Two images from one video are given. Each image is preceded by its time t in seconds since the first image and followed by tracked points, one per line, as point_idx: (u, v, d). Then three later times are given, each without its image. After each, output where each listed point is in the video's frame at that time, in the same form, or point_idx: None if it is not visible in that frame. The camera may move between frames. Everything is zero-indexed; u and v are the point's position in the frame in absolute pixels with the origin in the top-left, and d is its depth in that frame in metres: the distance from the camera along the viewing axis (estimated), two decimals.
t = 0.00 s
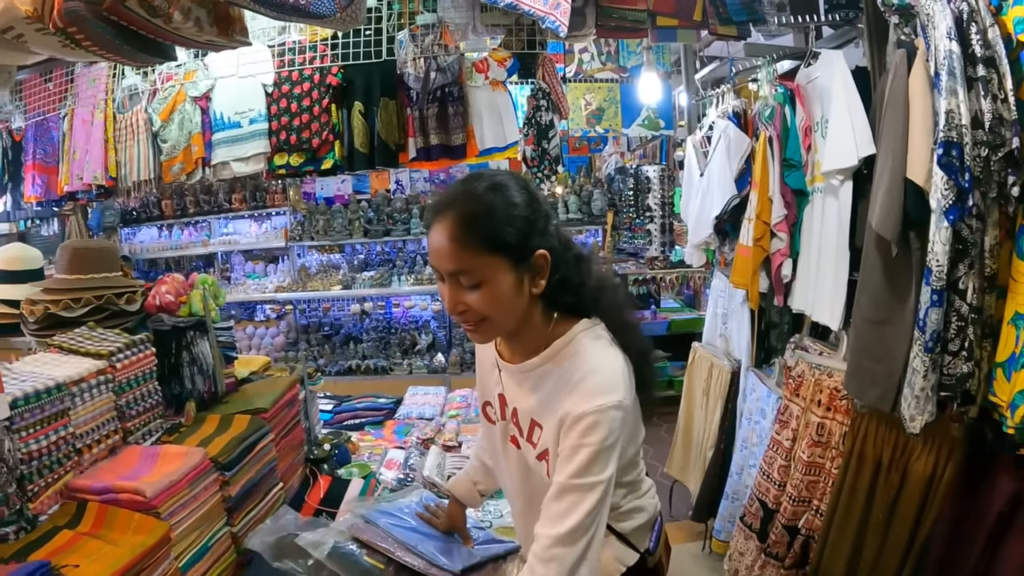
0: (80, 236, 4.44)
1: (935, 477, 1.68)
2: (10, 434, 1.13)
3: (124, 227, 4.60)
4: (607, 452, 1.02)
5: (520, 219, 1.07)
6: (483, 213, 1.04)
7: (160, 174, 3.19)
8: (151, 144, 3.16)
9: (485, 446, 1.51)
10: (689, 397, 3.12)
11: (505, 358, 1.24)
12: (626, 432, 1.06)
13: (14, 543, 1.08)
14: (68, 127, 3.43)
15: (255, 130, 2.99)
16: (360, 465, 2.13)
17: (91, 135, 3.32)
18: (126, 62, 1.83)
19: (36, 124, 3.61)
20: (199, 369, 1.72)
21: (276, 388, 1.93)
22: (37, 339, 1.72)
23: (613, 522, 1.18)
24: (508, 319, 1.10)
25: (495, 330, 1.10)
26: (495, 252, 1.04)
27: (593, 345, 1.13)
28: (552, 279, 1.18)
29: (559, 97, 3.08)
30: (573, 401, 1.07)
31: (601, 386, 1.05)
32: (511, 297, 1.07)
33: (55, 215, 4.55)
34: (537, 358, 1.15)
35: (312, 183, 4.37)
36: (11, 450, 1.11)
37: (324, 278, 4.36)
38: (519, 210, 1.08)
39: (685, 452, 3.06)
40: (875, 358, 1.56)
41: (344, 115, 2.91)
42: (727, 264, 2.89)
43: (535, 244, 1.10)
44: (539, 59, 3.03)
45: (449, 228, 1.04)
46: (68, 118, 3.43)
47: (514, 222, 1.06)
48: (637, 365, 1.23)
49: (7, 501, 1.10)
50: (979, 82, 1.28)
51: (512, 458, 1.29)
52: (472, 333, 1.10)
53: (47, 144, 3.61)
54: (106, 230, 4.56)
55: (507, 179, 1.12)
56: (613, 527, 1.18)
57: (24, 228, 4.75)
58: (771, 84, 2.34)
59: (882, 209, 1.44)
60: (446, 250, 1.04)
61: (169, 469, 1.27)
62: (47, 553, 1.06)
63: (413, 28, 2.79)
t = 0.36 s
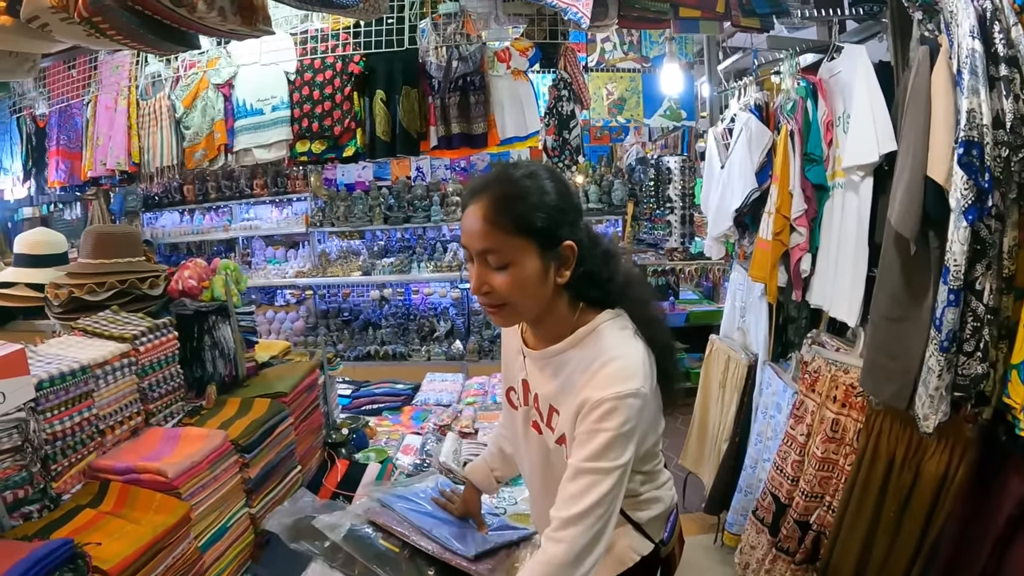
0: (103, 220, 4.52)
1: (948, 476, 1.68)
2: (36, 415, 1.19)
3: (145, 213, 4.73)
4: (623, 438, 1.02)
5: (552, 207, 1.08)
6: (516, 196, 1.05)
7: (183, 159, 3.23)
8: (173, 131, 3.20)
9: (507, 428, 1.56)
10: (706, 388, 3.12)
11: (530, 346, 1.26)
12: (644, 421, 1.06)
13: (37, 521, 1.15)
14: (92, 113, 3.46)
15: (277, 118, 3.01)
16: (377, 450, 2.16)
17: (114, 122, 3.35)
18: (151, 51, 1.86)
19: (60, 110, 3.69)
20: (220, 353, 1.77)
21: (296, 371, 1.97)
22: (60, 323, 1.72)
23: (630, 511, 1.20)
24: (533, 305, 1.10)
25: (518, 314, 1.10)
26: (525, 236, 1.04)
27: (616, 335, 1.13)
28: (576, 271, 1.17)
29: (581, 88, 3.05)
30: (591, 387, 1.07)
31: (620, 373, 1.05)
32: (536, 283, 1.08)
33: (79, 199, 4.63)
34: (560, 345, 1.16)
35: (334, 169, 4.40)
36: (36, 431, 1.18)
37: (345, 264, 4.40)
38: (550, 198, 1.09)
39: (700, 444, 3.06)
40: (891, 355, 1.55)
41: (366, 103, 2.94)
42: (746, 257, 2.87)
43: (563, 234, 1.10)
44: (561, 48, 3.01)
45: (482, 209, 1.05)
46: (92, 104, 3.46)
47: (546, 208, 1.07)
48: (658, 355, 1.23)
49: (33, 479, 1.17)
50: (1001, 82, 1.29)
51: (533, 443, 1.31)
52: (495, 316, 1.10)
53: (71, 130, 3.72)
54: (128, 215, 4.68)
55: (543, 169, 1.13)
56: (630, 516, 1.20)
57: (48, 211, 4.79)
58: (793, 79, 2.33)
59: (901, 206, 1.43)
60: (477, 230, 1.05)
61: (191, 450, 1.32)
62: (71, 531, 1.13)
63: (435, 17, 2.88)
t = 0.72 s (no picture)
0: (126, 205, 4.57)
1: (972, 492, 1.61)
2: (38, 404, 1.19)
3: (169, 199, 4.79)
4: (622, 452, 0.98)
5: (559, 205, 1.03)
6: (522, 193, 1.00)
7: (200, 147, 3.24)
8: (191, 118, 3.22)
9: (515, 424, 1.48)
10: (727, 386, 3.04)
11: (537, 345, 1.22)
12: (647, 435, 1.02)
13: (37, 509, 1.15)
14: (111, 100, 3.52)
15: (294, 104, 3.01)
16: (387, 442, 2.14)
17: (133, 108, 3.39)
18: (162, 37, 1.85)
19: (81, 97, 3.70)
20: (230, 342, 1.76)
21: (306, 361, 1.95)
22: (72, 310, 1.72)
23: (641, 518, 1.13)
24: (538, 307, 1.06)
25: (523, 316, 1.06)
26: (531, 236, 1.00)
27: (622, 342, 1.08)
28: (585, 271, 1.13)
29: (603, 77, 3.00)
30: (593, 396, 1.03)
31: (624, 384, 1.01)
32: (541, 284, 1.03)
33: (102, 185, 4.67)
34: (565, 347, 1.12)
35: (357, 156, 4.40)
36: (38, 419, 1.17)
37: (365, 252, 4.40)
38: (559, 195, 1.04)
39: (718, 443, 2.99)
40: (919, 362, 1.48)
41: (384, 90, 2.90)
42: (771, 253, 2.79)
43: (572, 234, 1.05)
44: (583, 35, 2.96)
45: (486, 207, 1.01)
46: (111, 91, 3.54)
47: (553, 206, 1.02)
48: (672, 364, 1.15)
49: (34, 468, 1.17)
50: None
51: (541, 444, 1.27)
52: (500, 317, 1.06)
53: (91, 117, 3.67)
54: (151, 200, 4.73)
55: (552, 163, 1.07)
56: (641, 523, 1.13)
57: (72, 198, 4.81)
58: (822, 68, 2.29)
59: (935, 204, 1.36)
60: (480, 228, 1.01)
61: (194, 441, 1.31)
62: (69, 521, 1.12)
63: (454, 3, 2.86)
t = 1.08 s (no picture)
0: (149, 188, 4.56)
1: None
2: (21, 394, 1.12)
3: (192, 183, 4.77)
4: (643, 464, 0.85)
5: (581, 185, 0.89)
6: (533, 170, 0.88)
7: (218, 128, 3.19)
8: (209, 99, 3.17)
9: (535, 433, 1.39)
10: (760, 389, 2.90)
11: (561, 348, 1.11)
12: (677, 450, 0.88)
13: (21, 506, 1.08)
14: (128, 81, 3.48)
15: (314, 84, 2.93)
16: (401, 440, 2.01)
17: (151, 89, 3.35)
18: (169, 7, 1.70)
19: (99, 79, 3.68)
20: (237, 332, 1.67)
21: (317, 354, 1.83)
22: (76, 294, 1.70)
23: (670, 544, 1.02)
24: (553, 299, 0.94)
25: (536, 310, 0.94)
26: (542, 219, 0.88)
27: (655, 344, 0.95)
28: (610, 265, 0.97)
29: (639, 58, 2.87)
30: (619, 398, 0.91)
31: (655, 387, 0.88)
32: (554, 275, 0.91)
33: (127, 168, 4.67)
34: (590, 349, 1.00)
35: (383, 143, 4.29)
36: (21, 412, 1.10)
37: (390, 240, 4.32)
38: (582, 173, 0.90)
39: (749, 447, 2.85)
40: (979, 372, 1.37)
41: (407, 70, 2.82)
42: (812, 249, 2.64)
43: (594, 221, 0.91)
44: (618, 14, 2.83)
45: (494, 183, 0.90)
46: (129, 73, 3.48)
47: (572, 186, 0.89)
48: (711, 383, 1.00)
49: (16, 463, 1.10)
50: None
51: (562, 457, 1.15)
52: (509, 310, 0.96)
53: (108, 98, 3.67)
54: (175, 184, 4.66)
55: (578, 138, 0.94)
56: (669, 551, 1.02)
57: (98, 180, 4.84)
58: (873, 53, 2.13)
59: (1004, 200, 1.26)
60: (487, 206, 0.91)
61: (188, 438, 1.23)
62: (50, 521, 1.05)
63: None
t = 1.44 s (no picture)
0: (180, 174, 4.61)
1: None
2: (26, 383, 1.12)
3: (223, 168, 4.82)
4: (651, 489, 0.79)
5: (588, 179, 0.83)
6: (534, 164, 0.83)
7: (246, 113, 3.16)
8: (236, 84, 3.16)
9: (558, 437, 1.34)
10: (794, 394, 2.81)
11: (582, 352, 1.05)
12: (693, 473, 0.82)
13: (25, 497, 1.09)
14: (156, 66, 3.50)
15: (342, 69, 2.93)
16: (422, 436, 1.97)
17: (178, 74, 3.37)
18: None
19: (126, 64, 3.73)
20: (255, 321, 1.64)
21: (337, 346, 1.80)
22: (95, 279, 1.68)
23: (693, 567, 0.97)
24: (562, 303, 0.88)
25: (546, 314, 0.89)
26: (546, 217, 0.82)
27: (672, 354, 0.88)
28: (626, 263, 0.90)
29: (677, 45, 2.77)
30: (629, 414, 0.85)
31: (666, 404, 0.81)
32: (562, 278, 0.85)
33: (160, 154, 4.74)
34: (606, 356, 0.95)
35: (415, 132, 4.24)
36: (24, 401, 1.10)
37: (419, 229, 4.30)
38: (589, 165, 0.83)
39: (780, 453, 2.75)
40: None
41: (437, 55, 2.76)
42: (854, 249, 2.52)
43: (604, 216, 0.84)
44: None
45: (495, 180, 0.85)
46: (156, 57, 3.51)
47: (577, 181, 0.82)
48: (739, 394, 0.91)
49: (20, 453, 1.10)
50: None
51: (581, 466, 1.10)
52: (520, 312, 0.91)
53: (136, 83, 3.73)
54: (205, 169, 4.73)
55: (586, 125, 0.87)
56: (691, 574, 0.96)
57: (131, 166, 4.91)
58: (922, 45, 1.99)
59: None
60: (488, 204, 0.86)
61: (196, 433, 1.22)
62: (53, 513, 1.05)
63: None
